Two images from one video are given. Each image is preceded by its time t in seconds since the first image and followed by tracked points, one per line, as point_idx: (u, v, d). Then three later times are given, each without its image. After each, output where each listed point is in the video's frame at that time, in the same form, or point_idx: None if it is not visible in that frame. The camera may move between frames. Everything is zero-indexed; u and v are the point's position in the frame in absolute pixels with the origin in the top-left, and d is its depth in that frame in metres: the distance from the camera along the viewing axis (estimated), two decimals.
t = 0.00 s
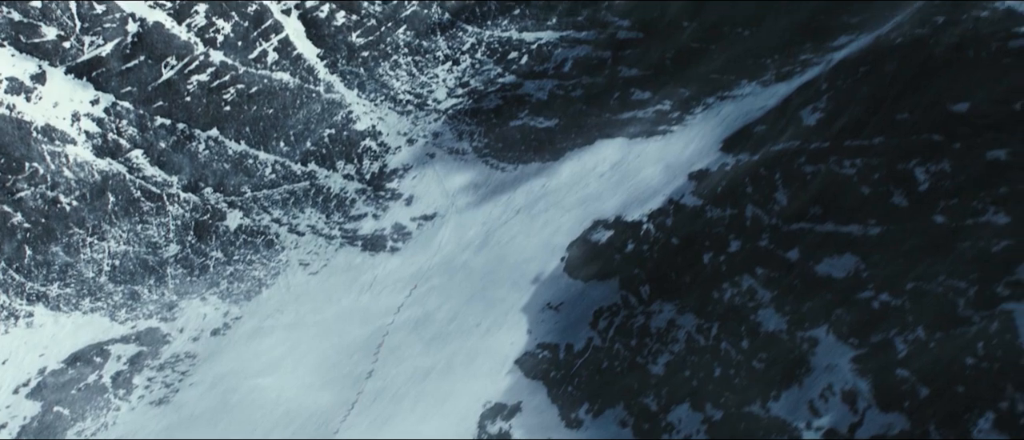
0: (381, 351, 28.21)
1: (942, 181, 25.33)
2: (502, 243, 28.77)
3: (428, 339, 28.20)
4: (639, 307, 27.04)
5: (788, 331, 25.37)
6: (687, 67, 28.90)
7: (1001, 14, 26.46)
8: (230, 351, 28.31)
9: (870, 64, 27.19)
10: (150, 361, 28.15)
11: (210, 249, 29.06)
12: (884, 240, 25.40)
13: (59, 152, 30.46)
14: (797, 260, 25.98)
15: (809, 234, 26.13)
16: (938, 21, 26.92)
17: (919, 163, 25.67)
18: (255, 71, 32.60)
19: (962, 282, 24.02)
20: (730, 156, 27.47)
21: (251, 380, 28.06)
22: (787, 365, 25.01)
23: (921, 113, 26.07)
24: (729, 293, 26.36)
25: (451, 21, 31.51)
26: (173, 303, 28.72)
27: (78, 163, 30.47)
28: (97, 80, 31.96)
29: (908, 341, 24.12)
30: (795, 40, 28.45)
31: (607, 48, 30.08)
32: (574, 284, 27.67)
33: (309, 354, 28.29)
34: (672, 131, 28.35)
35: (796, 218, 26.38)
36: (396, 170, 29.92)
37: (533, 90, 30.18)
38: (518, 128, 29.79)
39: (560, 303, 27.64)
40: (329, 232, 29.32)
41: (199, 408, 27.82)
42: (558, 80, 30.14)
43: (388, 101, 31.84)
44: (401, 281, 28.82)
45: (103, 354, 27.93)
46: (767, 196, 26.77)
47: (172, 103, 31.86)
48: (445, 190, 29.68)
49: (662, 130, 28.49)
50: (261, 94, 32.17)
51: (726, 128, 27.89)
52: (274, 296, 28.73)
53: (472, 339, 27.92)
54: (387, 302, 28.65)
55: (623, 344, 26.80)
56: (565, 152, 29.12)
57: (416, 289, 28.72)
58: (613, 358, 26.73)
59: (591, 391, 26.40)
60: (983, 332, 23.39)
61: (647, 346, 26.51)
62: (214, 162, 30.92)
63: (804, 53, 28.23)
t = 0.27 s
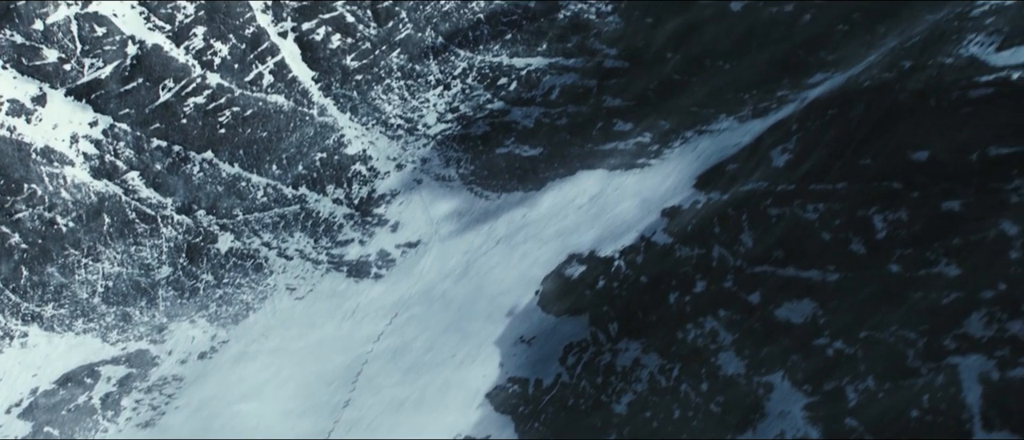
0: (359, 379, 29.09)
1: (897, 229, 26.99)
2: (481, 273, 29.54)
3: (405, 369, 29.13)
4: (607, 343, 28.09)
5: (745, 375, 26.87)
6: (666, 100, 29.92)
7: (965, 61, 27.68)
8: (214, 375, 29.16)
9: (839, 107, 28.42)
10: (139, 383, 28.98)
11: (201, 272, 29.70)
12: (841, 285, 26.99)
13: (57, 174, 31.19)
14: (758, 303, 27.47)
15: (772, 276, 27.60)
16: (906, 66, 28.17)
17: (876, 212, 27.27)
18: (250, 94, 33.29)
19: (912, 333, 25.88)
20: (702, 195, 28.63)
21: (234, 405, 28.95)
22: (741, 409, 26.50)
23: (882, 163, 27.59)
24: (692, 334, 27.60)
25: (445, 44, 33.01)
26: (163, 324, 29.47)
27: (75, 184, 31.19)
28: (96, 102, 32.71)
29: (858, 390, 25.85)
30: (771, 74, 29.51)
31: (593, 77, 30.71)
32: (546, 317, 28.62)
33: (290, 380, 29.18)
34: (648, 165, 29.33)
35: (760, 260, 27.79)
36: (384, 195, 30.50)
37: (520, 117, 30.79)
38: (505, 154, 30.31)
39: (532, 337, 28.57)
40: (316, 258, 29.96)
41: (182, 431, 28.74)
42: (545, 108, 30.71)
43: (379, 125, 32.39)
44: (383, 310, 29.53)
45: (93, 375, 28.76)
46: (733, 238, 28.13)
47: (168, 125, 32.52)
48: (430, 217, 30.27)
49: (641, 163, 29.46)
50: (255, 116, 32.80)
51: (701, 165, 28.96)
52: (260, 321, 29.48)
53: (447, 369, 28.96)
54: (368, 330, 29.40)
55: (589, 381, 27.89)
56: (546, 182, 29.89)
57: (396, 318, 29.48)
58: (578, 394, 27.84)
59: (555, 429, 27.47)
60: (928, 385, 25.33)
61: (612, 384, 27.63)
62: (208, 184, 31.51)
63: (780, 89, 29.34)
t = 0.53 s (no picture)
0: (337, 409, 26.49)
1: (854, 279, 22.31)
2: (459, 306, 27.00)
3: (380, 402, 26.04)
4: (575, 381, 23.88)
5: (703, 419, 21.78)
6: (649, 132, 28.28)
7: (926, 111, 23.56)
8: (201, 398, 28.12)
9: (806, 151, 24.61)
10: (129, 406, 28.33)
11: (192, 295, 30.22)
12: (801, 332, 22.17)
13: (56, 196, 31.98)
14: (718, 348, 22.79)
15: (730, 322, 23.07)
16: (871, 111, 24.42)
17: (834, 259, 22.72)
18: (246, 118, 33.98)
19: (862, 382, 20.55)
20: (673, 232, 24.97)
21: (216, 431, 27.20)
22: None
23: (843, 208, 23.30)
24: (656, 374, 23.07)
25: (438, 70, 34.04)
26: (155, 348, 29.44)
27: (73, 207, 32.01)
28: (95, 125, 33.45)
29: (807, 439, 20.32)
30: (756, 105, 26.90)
31: (579, 107, 30.71)
32: (519, 353, 25.07)
33: (275, 405, 27.39)
34: (627, 198, 26.86)
35: (723, 304, 23.40)
36: (372, 221, 30.81)
37: (506, 147, 30.95)
38: (489, 184, 30.09)
39: (505, 370, 24.97)
40: (304, 282, 29.82)
41: None
42: (531, 137, 30.83)
43: (370, 151, 32.75)
44: (364, 338, 27.68)
45: (85, 397, 28.19)
46: (698, 278, 23.98)
47: (165, 149, 33.25)
48: (416, 243, 29.56)
49: (620, 197, 27.06)
50: (250, 140, 33.45)
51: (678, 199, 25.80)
52: (247, 345, 28.89)
53: (420, 403, 25.58)
54: (351, 358, 27.43)
55: (555, 418, 23.53)
56: (528, 213, 28.37)
57: (378, 347, 27.43)
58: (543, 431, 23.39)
59: None
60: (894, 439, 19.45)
61: (576, 424, 23.14)
62: (202, 208, 32.11)
63: (758, 125, 26.51)
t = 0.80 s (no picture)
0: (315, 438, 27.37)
1: (799, 334, 23.00)
2: (435, 339, 27.25)
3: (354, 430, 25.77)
4: (537, 420, 23.94)
5: None
6: (626, 170, 28.74)
7: (882, 164, 24.74)
8: (187, 423, 28.83)
9: (766, 198, 25.39)
10: (118, 429, 29.00)
11: (183, 320, 31.08)
12: (748, 382, 22.66)
13: (56, 219, 33.00)
14: (673, 394, 23.10)
15: (686, 370, 23.43)
16: (832, 161, 25.36)
17: (784, 312, 23.38)
18: (242, 144, 34.80)
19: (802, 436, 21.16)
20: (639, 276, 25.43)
21: None
22: None
23: (795, 261, 24.03)
24: (613, 419, 23.20)
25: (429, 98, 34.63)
26: (145, 372, 30.26)
27: (72, 230, 32.97)
28: (96, 150, 34.44)
29: None
30: (734, 141, 27.33)
31: (562, 140, 31.24)
32: (488, 389, 25.18)
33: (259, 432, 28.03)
34: (602, 236, 27.39)
35: (680, 351, 23.70)
36: (358, 249, 31.59)
37: (491, 178, 31.58)
38: (472, 216, 30.70)
39: (473, 407, 24.98)
40: (290, 310, 30.59)
41: None
42: (515, 169, 31.43)
43: (361, 179, 33.48)
44: (344, 368, 28.98)
45: (76, 419, 29.06)
46: (658, 325, 24.30)
47: (163, 173, 34.19)
48: (398, 274, 30.50)
49: (595, 233, 27.65)
50: (245, 166, 34.28)
51: (650, 237, 26.29)
52: (233, 371, 29.70)
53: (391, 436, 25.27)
54: (330, 387, 28.67)
55: None
56: (507, 246, 29.03)
57: (355, 377, 28.66)
58: None
59: None
60: None
61: None
62: (196, 232, 32.98)
63: (729, 167, 27.06)
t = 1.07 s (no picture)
0: None
1: (753, 378, 22.79)
2: (415, 367, 27.77)
3: None
4: None
5: None
6: (605, 202, 29.32)
7: (839, 211, 24.50)
8: None
9: (728, 242, 25.42)
10: None
11: (175, 340, 31.92)
12: (704, 426, 22.38)
13: (55, 239, 33.74)
14: (634, 433, 22.95)
15: (647, 407, 23.32)
16: (795, 204, 25.31)
17: (740, 355, 23.25)
18: (237, 166, 35.58)
19: None
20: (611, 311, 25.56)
21: None
22: None
23: (755, 304, 23.96)
24: None
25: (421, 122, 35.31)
26: (137, 391, 31.07)
27: (70, 250, 33.78)
28: (95, 172, 35.28)
29: None
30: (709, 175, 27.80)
31: (546, 169, 31.81)
32: (460, 419, 25.20)
33: None
34: (579, 268, 27.89)
35: (642, 389, 23.68)
36: (346, 274, 32.37)
37: (476, 204, 32.19)
38: (457, 242, 31.36)
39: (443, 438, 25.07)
40: (278, 333, 31.43)
41: None
42: (500, 196, 32.04)
43: (351, 202, 34.19)
44: (327, 392, 29.58)
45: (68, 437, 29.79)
46: (622, 364, 24.28)
47: (160, 195, 35.05)
48: (383, 301, 31.13)
49: (572, 264, 28.17)
50: (239, 188, 35.07)
51: (625, 269, 26.72)
52: (221, 394, 30.47)
53: None
54: (313, 412, 29.20)
55: None
56: (488, 275, 29.60)
57: (337, 402, 29.22)
58: None
59: None
60: None
61: None
62: (190, 254, 33.84)
63: (702, 204, 27.33)
